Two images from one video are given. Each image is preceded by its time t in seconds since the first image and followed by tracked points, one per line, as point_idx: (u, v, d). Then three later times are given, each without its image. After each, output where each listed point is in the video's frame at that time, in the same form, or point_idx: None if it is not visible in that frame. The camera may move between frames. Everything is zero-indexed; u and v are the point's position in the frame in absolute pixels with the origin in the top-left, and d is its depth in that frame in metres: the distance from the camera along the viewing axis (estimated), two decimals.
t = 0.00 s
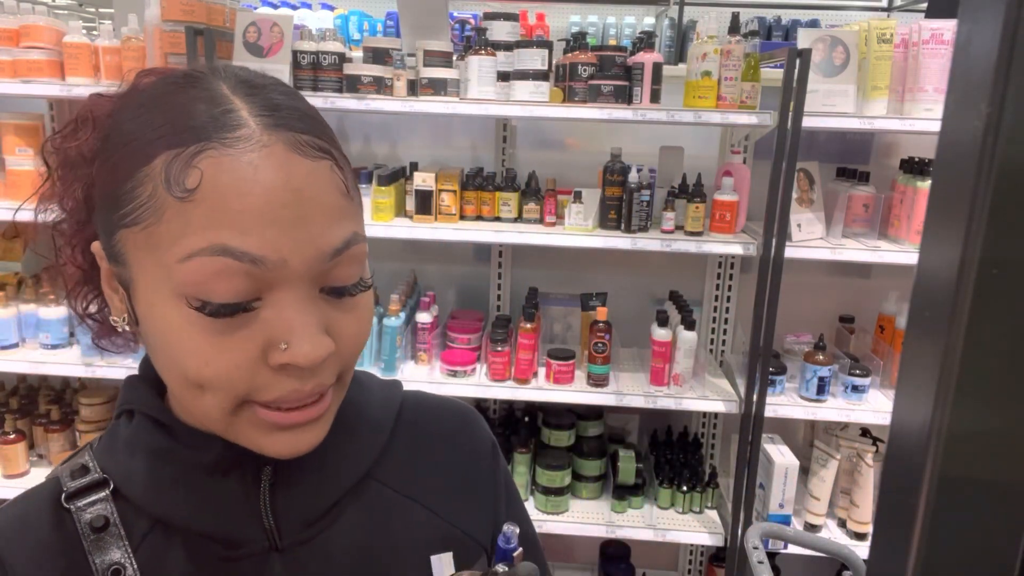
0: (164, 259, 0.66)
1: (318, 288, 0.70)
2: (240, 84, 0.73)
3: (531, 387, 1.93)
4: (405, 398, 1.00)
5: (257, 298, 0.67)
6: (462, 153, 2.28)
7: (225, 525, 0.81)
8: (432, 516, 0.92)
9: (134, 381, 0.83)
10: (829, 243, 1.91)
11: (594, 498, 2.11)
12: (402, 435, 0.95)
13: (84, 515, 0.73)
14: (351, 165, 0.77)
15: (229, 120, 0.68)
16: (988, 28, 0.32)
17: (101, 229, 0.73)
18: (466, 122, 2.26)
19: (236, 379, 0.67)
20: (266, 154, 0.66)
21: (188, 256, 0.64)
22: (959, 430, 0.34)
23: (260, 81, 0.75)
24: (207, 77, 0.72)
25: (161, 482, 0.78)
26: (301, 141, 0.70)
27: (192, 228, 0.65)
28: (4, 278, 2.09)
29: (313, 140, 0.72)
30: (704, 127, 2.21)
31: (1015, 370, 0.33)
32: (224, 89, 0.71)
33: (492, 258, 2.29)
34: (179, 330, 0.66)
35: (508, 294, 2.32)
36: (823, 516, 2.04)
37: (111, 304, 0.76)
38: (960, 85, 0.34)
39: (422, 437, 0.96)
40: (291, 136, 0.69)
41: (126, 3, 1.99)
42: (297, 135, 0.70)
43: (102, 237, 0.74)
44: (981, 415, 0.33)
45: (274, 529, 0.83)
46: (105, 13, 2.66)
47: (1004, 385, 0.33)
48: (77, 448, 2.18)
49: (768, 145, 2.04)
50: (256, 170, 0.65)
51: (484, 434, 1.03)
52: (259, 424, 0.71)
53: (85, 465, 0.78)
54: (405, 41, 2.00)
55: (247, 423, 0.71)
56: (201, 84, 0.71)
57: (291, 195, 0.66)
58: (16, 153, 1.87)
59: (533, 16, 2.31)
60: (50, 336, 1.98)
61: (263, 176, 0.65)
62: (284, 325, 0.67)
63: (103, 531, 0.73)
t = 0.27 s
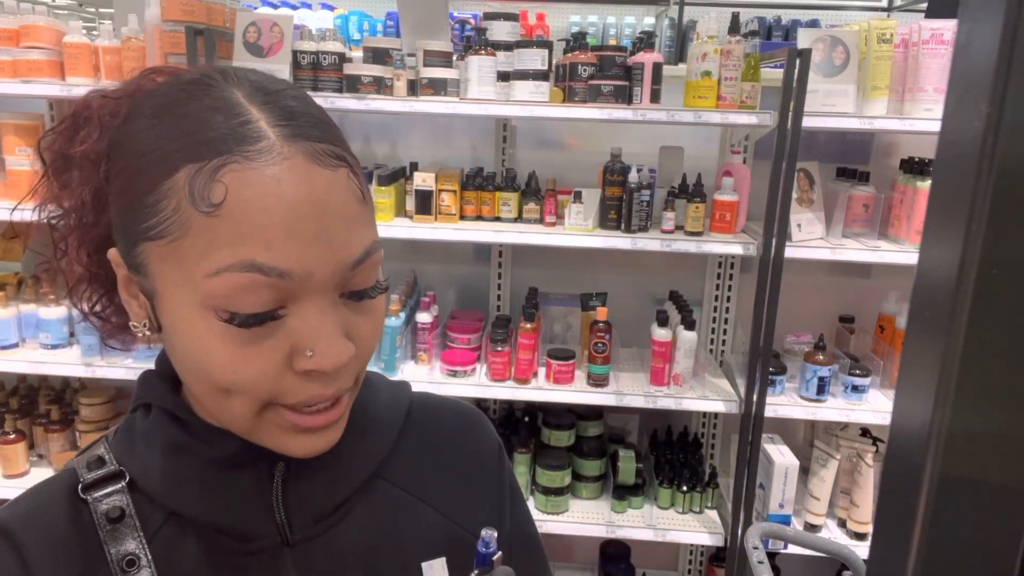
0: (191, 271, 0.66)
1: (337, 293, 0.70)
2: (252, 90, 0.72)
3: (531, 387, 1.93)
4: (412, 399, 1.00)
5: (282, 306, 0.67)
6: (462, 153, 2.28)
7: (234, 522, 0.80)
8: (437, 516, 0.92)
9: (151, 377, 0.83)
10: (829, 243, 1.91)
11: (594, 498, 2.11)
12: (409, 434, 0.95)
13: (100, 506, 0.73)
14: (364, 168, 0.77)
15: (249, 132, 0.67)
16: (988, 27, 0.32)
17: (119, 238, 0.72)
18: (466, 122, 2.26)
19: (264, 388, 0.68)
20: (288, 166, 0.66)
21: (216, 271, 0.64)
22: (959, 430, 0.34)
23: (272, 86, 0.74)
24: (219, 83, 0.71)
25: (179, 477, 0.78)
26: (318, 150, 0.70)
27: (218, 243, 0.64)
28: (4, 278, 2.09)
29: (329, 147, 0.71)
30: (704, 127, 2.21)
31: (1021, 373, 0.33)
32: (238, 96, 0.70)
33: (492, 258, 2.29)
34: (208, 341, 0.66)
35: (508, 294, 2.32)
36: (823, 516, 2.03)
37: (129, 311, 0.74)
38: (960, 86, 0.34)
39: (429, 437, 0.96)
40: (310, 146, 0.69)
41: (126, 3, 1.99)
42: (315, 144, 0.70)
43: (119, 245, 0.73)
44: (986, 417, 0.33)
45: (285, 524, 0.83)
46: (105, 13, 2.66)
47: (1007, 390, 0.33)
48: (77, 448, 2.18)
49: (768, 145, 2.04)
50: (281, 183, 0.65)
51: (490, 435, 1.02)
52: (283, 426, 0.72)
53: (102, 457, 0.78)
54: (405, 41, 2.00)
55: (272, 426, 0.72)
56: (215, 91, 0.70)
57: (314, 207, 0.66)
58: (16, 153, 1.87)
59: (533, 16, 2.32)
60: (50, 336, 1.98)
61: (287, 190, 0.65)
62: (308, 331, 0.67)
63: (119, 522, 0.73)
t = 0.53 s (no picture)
0: (200, 274, 0.66)
1: (343, 302, 0.69)
2: (271, 95, 0.72)
3: (531, 387, 1.93)
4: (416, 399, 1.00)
5: (287, 312, 0.66)
6: (462, 153, 2.28)
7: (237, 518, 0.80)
8: (438, 517, 0.92)
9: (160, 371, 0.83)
10: (829, 243, 1.91)
11: (594, 498, 2.11)
12: (413, 434, 0.95)
13: (108, 499, 0.74)
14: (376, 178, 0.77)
15: (264, 139, 0.67)
16: (987, 27, 0.32)
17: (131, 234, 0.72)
18: (466, 122, 2.26)
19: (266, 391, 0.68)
20: (301, 176, 0.66)
21: (224, 277, 0.64)
22: (959, 429, 0.34)
23: (290, 91, 0.74)
24: (237, 86, 0.71)
25: (187, 472, 0.79)
26: (332, 160, 0.69)
27: (228, 249, 0.64)
28: (4, 278, 2.09)
29: (343, 157, 0.71)
30: (704, 127, 2.21)
31: (1020, 376, 0.33)
32: (256, 101, 0.70)
33: (492, 258, 2.29)
34: (214, 343, 0.66)
35: (508, 294, 2.32)
36: (823, 516, 2.03)
37: (139, 306, 0.75)
38: (960, 85, 0.34)
39: (432, 437, 0.96)
40: (325, 157, 0.69)
41: (126, 3, 1.99)
42: (329, 155, 0.70)
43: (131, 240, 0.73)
44: (988, 418, 0.33)
45: (290, 520, 0.83)
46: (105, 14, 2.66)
47: (1006, 393, 0.33)
48: (77, 448, 2.18)
49: (768, 145, 2.05)
50: (291, 193, 0.65)
51: (492, 436, 1.02)
52: (286, 429, 0.72)
53: (109, 452, 0.79)
54: (405, 41, 2.00)
55: (275, 428, 0.72)
56: (233, 95, 0.69)
57: (324, 217, 0.65)
58: (16, 153, 1.87)
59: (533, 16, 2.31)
60: (50, 336, 1.98)
61: (298, 200, 0.65)
62: (310, 338, 0.67)
63: (126, 515, 0.74)
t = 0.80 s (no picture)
0: (198, 275, 0.66)
1: (342, 307, 0.69)
2: (275, 98, 0.71)
3: (531, 387, 1.93)
4: (418, 400, 1.00)
5: (286, 316, 0.66)
6: (462, 153, 2.28)
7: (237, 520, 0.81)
8: (439, 517, 0.92)
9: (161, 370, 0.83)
10: (829, 243, 1.91)
11: (594, 498, 2.11)
12: (414, 434, 0.95)
13: (109, 498, 0.73)
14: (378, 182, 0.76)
15: (266, 142, 0.67)
16: (988, 27, 0.32)
17: (134, 232, 0.72)
18: (466, 122, 2.26)
19: (263, 393, 0.68)
20: (301, 181, 0.66)
21: (221, 281, 0.65)
22: (959, 430, 0.34)
23: (293, 93, 0.73)
24: (240, 87, 0.70)
25: (189, 471, 0.79)
26: (333, 165, 0.69)
27: (226, 254, 0.65)
28: (4, 278, 2.09)
29: (344, 161, 0.71)
30: (704, 126, 2.21)
31: (1016, 377, 0.33)
32: (259, 104, 0.70)
33: (492, 258, 2.29)
34: (211, 344, 0.66)
35: (508, 294, 2.32)
36: (823, 516, 2.03)
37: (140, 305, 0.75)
38: (960, 85, 0.34)
39: (433, 438, 0.96)
40: (326, 161, 0.69)
41: (126, 3, 1.99)
42: (330, 159, 0.70)
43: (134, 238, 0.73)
44: (987, 418, 0.33)
45: (290, 520, 0.83)
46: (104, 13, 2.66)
47: (1003, 395, 0.33)
48: (77, 448, 2.18)
49: (768, 145, 2.05)
50: (290, 198, 0.65)
51: (493, 437, 1.02)
52: (280, 432, 0.72)
53: (111, 451, 0.78)
54: (405, 41, 2.00)
55: (270, 430, 0.72)
56: (236, 97, 0.69)
57: (323, 222, 0.65)
58: (16, 154, 1.87)
59: (533, 16, 2.32)
60: (50, 336, 1.98)
61: (297, 205, 0.65)
62: (308, 341, 0.67)
63: (128, 515, 0.73)
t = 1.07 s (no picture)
0: (194, 274, 0.66)
1: (337, 309, 0.69)
2: (278, 97, 0.71)
3: (531, 387, 1.93)
4: (419, 402, 0.99)
5: (281, 317, 0.66)
6: (462, 153, 2.28)
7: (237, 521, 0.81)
8: (439, 518, 0.92)
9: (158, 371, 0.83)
10: (829, 243, 1.91)
11: (594, 498, 2.11)
12: (413, 436, 0.95)
13: (108, 500, 0.74)
14: (379, 184, 0.76)
15: (266, 142, 0.67)
16: (988, 28, 0.32)
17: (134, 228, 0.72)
18: (466, 122, 2.26)
19: (256, 394, 0.68)
20: (300, 181, 0.65)
21: (216, 280, 0.65)
22: (959, 430, 0.34)
23: (297, 93, 0.73)
24: (244, 87, 0.70)
25: (187, 472, 0.78)
26: (334, 167, 0.69)
27: (222, 252, 0.64)
28: (4, 278, 2.09)
29: (346, 163, 0.71)
30: (704, 126, 2.21)
31: (1014, 377, 0.33)
32: (262, 103, 0.70)
33: (492, 258, 2.29)
34: (207, 344, 0.67)
35: (508, 294, 2.32)
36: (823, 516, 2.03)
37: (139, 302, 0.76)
38: (960, 85, 0.34)
39: (434, 438, 0.96)
40: (326, 162, 0.68)
41: (126, 3, 1.99)
42: (331, 160, 0.69)
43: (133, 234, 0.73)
44: (988, 416, 0.33)
45: (289, 521, 0.83)
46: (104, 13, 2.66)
47: (1001, 391, 0.33)
48: (77, 448, 2.18)
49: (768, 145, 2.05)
50: (288, 198, 0.64)
51: (495, 439, 1.01)
52: (276, 433, 0.71)
53: (108, 453, 0.78)
54: (405, 41, 1.99)
55: (264, 433, 0.71)
56: (239, 96, 0.69)
57: (321, 224, 0.65)
58: (16, 154, 1.87)
59: (533, 16, 2.31)
60: (50, 336, 1.98)
61: (294, 206, 0.64)
62: (302, 342, 0.67)
63: (125, 516, 0.74)
